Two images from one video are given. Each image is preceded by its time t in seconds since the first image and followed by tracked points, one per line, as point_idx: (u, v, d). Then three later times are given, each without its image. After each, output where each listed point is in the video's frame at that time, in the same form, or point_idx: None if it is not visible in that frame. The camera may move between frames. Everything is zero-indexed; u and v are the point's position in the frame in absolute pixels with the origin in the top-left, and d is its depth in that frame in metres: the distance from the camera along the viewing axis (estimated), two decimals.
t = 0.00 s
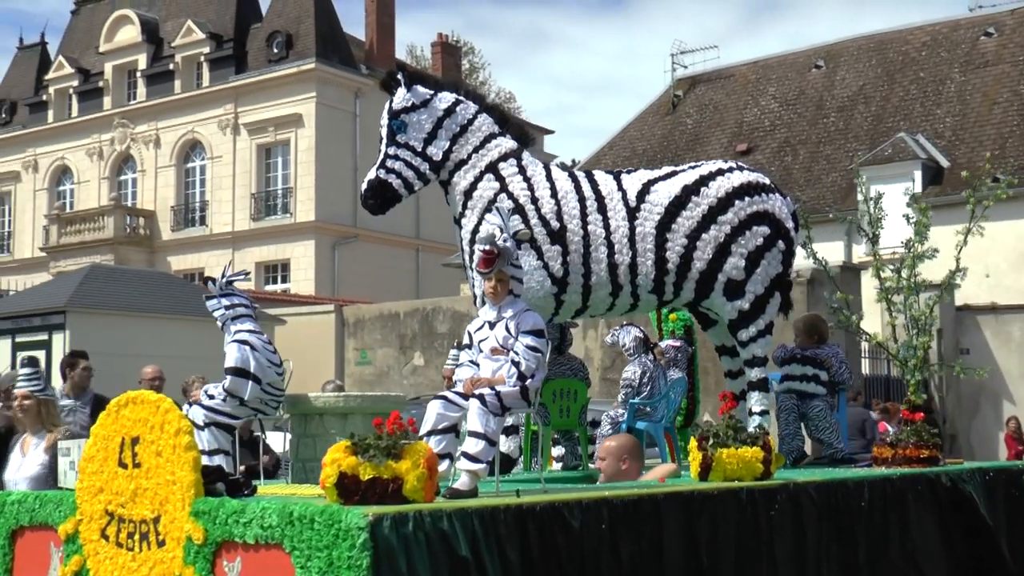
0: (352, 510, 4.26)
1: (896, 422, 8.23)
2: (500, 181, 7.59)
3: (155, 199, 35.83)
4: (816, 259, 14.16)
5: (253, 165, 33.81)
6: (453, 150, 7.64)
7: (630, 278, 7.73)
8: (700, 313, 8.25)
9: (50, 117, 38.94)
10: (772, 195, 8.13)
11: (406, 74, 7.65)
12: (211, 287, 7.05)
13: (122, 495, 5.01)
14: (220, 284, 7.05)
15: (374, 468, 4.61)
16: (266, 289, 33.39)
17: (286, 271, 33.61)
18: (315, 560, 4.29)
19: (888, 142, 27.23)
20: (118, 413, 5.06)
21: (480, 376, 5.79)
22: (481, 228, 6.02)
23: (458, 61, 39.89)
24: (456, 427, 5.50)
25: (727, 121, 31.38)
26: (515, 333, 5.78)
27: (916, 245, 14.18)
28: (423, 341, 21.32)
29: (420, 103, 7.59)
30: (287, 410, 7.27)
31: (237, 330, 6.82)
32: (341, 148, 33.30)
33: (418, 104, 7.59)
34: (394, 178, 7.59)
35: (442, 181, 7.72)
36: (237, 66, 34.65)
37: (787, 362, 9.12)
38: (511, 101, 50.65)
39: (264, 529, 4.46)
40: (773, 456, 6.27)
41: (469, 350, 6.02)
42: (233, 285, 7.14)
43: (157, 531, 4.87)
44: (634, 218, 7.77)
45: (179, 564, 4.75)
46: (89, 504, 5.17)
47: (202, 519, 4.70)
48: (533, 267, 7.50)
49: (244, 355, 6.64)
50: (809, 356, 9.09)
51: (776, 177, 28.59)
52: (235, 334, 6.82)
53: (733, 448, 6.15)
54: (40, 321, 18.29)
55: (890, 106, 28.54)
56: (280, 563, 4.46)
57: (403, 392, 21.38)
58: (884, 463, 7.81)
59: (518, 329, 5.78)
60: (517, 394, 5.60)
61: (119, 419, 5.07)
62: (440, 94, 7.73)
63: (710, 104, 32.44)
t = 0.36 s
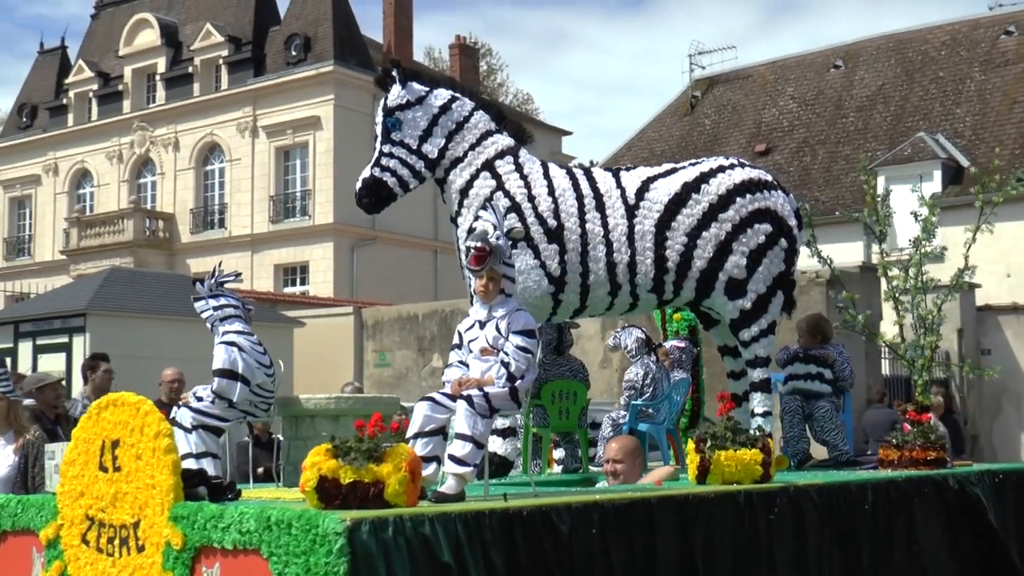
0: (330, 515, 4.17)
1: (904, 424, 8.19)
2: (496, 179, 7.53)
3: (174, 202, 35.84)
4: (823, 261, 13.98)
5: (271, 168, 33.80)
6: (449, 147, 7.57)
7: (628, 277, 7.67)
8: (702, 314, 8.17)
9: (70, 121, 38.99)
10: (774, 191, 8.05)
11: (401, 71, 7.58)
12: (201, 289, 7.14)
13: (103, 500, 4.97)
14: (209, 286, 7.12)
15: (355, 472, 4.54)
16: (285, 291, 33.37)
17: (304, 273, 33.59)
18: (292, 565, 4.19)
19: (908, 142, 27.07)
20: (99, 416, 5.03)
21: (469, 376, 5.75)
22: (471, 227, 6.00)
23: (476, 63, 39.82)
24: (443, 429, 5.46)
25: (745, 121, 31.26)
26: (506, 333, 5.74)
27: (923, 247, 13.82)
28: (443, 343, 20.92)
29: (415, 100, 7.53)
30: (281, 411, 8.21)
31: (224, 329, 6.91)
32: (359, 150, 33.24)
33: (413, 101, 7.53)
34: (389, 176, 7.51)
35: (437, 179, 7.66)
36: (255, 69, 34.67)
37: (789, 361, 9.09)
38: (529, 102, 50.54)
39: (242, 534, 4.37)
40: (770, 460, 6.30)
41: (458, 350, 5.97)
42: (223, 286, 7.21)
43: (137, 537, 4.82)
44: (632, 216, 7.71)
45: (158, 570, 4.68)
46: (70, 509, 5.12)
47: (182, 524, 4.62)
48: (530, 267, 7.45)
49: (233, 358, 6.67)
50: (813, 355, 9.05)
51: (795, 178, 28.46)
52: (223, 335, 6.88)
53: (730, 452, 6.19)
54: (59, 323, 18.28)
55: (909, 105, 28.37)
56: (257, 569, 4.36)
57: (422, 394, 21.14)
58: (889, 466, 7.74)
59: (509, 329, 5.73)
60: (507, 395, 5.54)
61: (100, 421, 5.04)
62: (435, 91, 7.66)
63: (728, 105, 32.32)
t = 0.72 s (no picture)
0: (305, 518, 4.24)
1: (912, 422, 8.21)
2: (493, 174, 7.56)
3: (195, 203, 35.87)
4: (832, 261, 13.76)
5: (291, 169, 33.75)
6: (444, 142, 7.61)
7: (627, 272, 7.68)
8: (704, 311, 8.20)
9: (91, 122, 39.01)
10: (775, 187, 8.06)
11: (395, 66, 7.65)
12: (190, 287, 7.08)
13: (83, 501, 5.01)
14: (199, 284, 7.09)
15: (334, 474, 4.62)
16: (304, 291, 33.38)
17: (324, 273, 33.56)
18: (268, 569, 4.26)
19: (929, 139, 26.91)
20: (80, 416, 5.08)
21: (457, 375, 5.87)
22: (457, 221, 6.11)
23: (495, 63, 39.72)
24: (429, 429, 5.56)
25: (765, 120, 31.08)
26: (494, 331, 5.86)
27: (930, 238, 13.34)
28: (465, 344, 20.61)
29: (410, 94, 7.58)
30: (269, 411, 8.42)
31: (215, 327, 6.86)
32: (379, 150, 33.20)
33: (409, 96, 7.58)
34: (384, 172, 7.56)
35: (433, 175, 7.69)
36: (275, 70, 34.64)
37: (797, 361, 9.09)
38: (548, 101, 50.40)
39: (219, 536, 4.45)
40: (771, 459, 6.29)
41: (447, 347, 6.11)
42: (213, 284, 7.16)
43: (116, 539, 4.87)
44: (632, 212, 7.71)
45: (137, 572, 4.73)
46: (51, 511, 5.18)
47: (160, 527, 4.68)
48: (527, 264, 7.45)
49: (222, 356, 6.67)
50: (817, 354, 9.08)
51: (816, 176, 28.32)
52: (213, 333, 6.84)
53: (729, 452, 6.18)
54: (81, 324, 18.36)
55: (931, 103, 28.19)
56: (234, 571, 4.44)
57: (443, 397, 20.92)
58: (895, 466, 7.81)
59: (498, 327, 5.85)
60: (495, 394, 5.65)
61: (80, 422, 5.09)
62: (431, 85, 7.70)
63: (747, 103, 32.14)
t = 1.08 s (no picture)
0: (274, 521, 4.21)
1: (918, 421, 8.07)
2: (487, 169, 7.56)
3: (216, 203, 35.84)
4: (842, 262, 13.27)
5: (312, 169, 33.63)
6: (438, 137, 7.64)
7: (624, 270, 7.60)
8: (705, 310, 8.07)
9: (114, 123, 39.08)
10: (776, 182, 7.95)
11: (390, 61, 7.74)
12: (187, 284, 7.33)
13: (57, 503, 5.04)
14: (196, 282, 7.32)
15: (307, 475, 4.57)
16: (326, 291, 33.36)
17: (345, 272, 33.54)
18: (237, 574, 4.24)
19: (952, 138, 26.68)
20: (54, 415, 5.10)
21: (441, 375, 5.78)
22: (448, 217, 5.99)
23: (515, 63, 39.61)
24: (410, 430, 5.53)
25: (787, 119, 30.85)
26: (480, 330, 5.75)
27: (943, 232, 12.80)
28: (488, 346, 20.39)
29: (404, 89, 7.65)
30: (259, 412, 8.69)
31: (207, 322, 7.06)
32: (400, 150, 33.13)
33: (402, 90, 7.65)
34: (377, 167, 7.61)
35: (427, 170, 7.72)
36: (296, 70, 34.57)
37: (802, 360, 9.04)
38: (569, 101, 50.21)
39: (189, 540, 4.43)
40: (767, 461, 6.20)
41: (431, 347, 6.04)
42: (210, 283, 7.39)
43: (89, 542, 4.89)
44: (629, 208, 7.63)
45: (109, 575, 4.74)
46: (26, 512, 5.21)
47: (131, 530, 4.68)
48: (521, 260, 7.40)
49: (212, 351, 6.82)
50: (824, 355, 8.98)
51: (838, 176, 28.12)
52: (205, 329, 7.04)
53: (723, 454, 6.06)
54: (103, 324, 18.31)
55: (954, 102, 27.97)
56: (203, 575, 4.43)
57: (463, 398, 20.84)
58: (900, 467, 7.67)
59: (484, 325, 5.73)
60: (480, 393, 5.57)
61: (54, 422, 5.10)
62: (426, 80, 7.75)
63: (769, 103, 31.90)
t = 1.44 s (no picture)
0: (228, 525, 4.22)
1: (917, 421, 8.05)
2: (473, 164, 7.54)
3: (237, 203, 35.77)
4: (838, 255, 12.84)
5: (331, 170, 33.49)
6: (424, 132, 7.60)
7: (614, 266, 7.59)
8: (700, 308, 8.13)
9: (134, 124, 39.10)
10: (770, 176, 7.93)
11: (375, 53, 7.64)
12: (176, 277, 7.66)
13: (19, 504, 5.09)
14: (185, 275, 7.64)
15: (267, 477, 4.64)
16: (345, 291, 33.31)
17: (365, 272, 33.51)
18: None
19: (974, 137, 26.44)
20: (18, 415, 5.14)
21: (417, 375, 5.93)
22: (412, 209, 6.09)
23: (535, 62, 39.45)
24: (382, 430, 5.50)
25: (806, 118, 30.64)
26: (455, 327, 5.87)
27: (943, 225, 12.41)
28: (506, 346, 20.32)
29: (389, 83, 7.58)
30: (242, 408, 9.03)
31: (192, 319, 7.42)
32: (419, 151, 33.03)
33: (387, 84, 7.59)
34: (362, 163, 7.59)
35: (413, 165, 7.70)
36: (315, 71, 34.49)
37: (798, 359, 8.95)
38: (588, 100, 50.02)
39: (146, 544, 4.49)
40: (755, 462, 6.20)
41: (407, 346, 6.17)
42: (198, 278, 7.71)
43: (49, 546, 4.97)
44: (619, 203, 7.62)
45: None
46: None
47: (90, 534, 4.77)
48: (509, 257, 7.39)
49: (193, 349, 7.10)
50: (821, 354, 8.89)
51: (858, 175, 27.91)
52: (190, 325, 7.36)
53: (710, 456, 6.09)
54: (125, 324, 18.20)
55: (975, 101, 27.71)
56: None
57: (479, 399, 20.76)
58: (898, 468, 7.68)
59: (459, 323, 5.84)
60: (454, 394, 5.61)
61: (17, 421, 5.15)
62: (412, 73, 7.68)
63: (788, 102, 31.69)
